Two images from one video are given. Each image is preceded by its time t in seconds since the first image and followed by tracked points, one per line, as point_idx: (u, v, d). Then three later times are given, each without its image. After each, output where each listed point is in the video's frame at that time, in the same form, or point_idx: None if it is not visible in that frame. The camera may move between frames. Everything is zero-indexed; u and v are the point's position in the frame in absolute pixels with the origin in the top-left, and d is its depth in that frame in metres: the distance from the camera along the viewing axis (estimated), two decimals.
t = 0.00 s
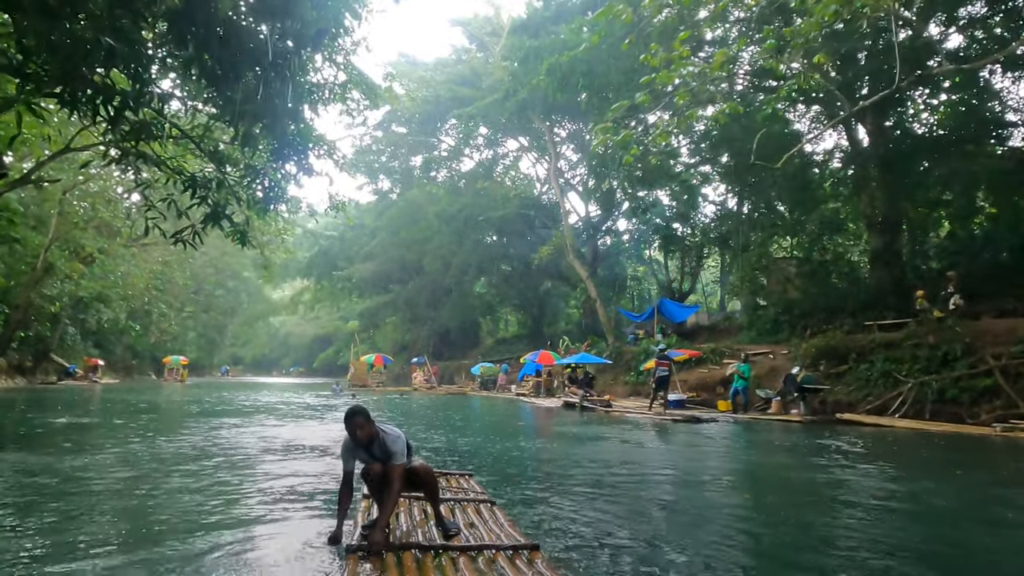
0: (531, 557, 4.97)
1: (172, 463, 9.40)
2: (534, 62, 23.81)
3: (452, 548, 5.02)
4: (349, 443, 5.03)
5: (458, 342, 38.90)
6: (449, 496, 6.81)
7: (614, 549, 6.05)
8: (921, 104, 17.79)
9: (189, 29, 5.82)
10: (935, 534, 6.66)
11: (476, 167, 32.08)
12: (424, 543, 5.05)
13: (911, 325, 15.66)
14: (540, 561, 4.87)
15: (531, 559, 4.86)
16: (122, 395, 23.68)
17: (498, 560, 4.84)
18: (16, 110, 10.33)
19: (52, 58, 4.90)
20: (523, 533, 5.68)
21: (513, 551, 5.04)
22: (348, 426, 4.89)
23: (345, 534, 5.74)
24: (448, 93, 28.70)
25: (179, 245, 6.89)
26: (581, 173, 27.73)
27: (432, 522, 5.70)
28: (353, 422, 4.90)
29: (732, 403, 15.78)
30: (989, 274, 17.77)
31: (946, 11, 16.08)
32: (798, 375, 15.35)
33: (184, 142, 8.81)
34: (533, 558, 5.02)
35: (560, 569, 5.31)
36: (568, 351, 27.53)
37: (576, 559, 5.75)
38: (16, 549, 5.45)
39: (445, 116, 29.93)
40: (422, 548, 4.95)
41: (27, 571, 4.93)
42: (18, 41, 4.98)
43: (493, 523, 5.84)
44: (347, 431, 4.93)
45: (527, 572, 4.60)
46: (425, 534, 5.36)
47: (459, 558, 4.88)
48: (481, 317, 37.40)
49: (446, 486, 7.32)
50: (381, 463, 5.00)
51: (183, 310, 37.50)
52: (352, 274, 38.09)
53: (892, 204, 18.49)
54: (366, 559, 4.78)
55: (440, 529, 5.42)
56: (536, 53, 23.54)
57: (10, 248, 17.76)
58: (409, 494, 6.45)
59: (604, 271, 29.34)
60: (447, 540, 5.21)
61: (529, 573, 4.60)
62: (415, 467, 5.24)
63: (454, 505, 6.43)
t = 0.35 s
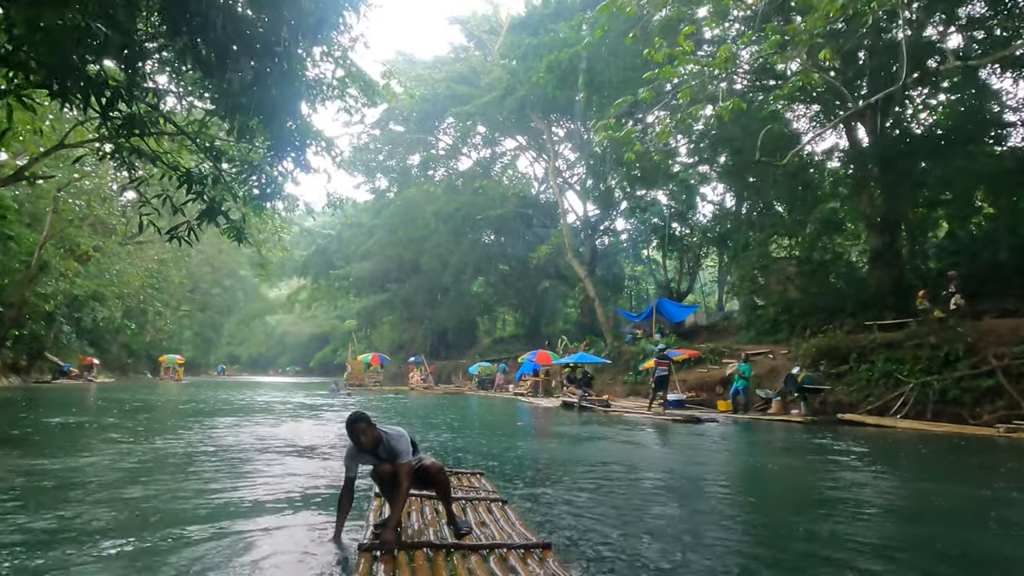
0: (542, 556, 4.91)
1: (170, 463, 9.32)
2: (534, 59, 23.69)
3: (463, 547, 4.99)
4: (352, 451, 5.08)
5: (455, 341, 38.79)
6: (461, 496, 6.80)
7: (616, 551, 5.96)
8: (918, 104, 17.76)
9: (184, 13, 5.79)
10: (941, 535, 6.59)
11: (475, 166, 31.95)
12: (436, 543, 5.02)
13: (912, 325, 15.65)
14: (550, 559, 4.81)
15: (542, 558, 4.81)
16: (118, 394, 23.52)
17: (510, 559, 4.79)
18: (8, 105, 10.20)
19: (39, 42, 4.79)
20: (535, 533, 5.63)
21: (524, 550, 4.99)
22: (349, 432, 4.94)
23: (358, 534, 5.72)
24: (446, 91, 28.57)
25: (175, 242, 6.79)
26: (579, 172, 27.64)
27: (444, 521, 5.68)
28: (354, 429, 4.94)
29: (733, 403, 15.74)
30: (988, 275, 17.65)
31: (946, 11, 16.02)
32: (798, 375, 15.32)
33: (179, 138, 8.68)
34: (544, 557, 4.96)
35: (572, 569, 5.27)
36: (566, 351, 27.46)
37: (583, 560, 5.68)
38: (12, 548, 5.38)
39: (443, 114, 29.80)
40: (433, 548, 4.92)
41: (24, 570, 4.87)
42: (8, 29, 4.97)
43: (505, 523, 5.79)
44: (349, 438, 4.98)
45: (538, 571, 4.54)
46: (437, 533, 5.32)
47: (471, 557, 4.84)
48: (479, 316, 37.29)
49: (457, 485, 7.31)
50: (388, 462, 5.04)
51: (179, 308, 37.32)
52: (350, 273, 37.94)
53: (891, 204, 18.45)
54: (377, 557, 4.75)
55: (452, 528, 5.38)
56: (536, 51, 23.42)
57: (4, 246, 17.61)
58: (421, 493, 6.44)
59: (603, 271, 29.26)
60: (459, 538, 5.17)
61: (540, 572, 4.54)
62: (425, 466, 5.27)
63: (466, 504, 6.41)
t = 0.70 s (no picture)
0: (555, 556, 4.85)
1: (162, 464, 9.21)
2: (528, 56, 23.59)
3: (475, 546, 4.94)
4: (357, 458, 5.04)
5: (448, 341, 38.66)
6: (472, 496, 6.77)
7: (616, 553, 5.86)
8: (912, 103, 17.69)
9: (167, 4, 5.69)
10: (945, 535, 6.52)
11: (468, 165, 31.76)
12: (448, 543, 4.97)
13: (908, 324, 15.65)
14: (563, 560, 4.75)
15: (554, 558, 4.75)
16: (107, 395, 23.26)
17: (522, 559, 4.74)
18: None
19: (18, 28, 4.67)
20: (546, 533, 5.58)
21: (536, 549, 4.93)
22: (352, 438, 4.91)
23: (369, 533, 5.66)
24: (438, 89, 28.41)
25: (164, 240, 6.66)
26: (572, 170, 27.55)
27: (455, 521, 5.63)
28: (358, 436, 4.91)
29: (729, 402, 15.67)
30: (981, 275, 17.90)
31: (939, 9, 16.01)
32: (794, 374, 15.29)
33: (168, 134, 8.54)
34: (557, 557, 4.90)
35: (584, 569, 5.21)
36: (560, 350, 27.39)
37: (586, 561, 5.61)
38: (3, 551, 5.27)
39: (436, 113, 29.68)
40: (445, 547, 4.87)
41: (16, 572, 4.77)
42: None
43: (517, 524, 5.74)
44: (353, 444, 4.94)
45: (550, 570, 4.48)
46: (448, 532, 5.27)
47: (483, 557, 4.78)
48: (472, 316, 37.18)
49: (470, 485, 7.28)
50: (396, 463, 5.01)
51: (169, 308, 37.01)
52: (342, 273, 37.74)
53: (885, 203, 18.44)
54: (388, 557, 4.70)
55: (463, 528, 5.32)
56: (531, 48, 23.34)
57: None
58: (432, 493, 6.40)
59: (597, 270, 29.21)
60: (470, 538, 5.12)
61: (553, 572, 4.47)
62: (434, 465, 5.24)
63: (477, 503, 6.38)
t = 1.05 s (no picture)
0: (562, 557, 4.82)
1: (149, 465, 9.09)
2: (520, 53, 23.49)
3: (482, 547, 4.92)
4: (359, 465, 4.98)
5: (439, 340, 38.55)
6: (481, 495, 6.75)
7: (612, 553, 5.80)
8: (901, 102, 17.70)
9: None
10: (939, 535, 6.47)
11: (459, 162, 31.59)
12: (456, 543, 4.97)
13: (900, 322, 15.67)
14: (572, 562, 4.73)
15: (562, 559, 4.72)
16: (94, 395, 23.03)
17: (529, 560, 4.71)
18: None
19: None
20: (554, 534, 5.55)
21: (543, 551, 4.90)
22: (354, 448, 4.84)
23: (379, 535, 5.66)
24: (429, 86, 28.30)
25: (147, 237, 6.54)
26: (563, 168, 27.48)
27: (463, 521, 5.62)
28: (358, 446, 4.84)
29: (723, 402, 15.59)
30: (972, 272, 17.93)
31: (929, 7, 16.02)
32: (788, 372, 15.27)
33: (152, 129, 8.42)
34: (566, 559, 4.88)
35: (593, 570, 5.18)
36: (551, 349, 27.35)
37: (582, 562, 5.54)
38: None
39: (427, 110, 29.56)
40: (453, 547, 4.87)
41: None
42: None
43: (528, 525, 5.71)
44: (355, 453, 4.87)
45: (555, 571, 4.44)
46: (456, 532, 5.27)
47: (489, 558, 4.78)
48: (463, 314, 37.05)
49: (479, 484, 7.27)
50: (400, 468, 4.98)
51: (157, 308, 36.74)
52: (332, 271, 37.56)
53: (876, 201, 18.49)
54: (395, 557, 4.71)
55: (471, 528, 5.32)
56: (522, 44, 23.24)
57: None
58: (441, 492, 6.39)
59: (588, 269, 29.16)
60: (478, 539, 5.11)
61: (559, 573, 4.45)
62: (440, 465, 5.20)
63: (485, 504, 6.36)
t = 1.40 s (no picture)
0: (572, 558, 4.72)
1: (132, 467, 8.90)
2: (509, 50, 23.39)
3: (491, 547, 4.84)
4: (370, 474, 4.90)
5: (427, 340, 38.36)
6: (488, 496, 6.65)
7: (609, 556, 5.68)
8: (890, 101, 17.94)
9: None
10: (935, 536, 6.39)
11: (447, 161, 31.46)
12: (464, 543, 4.88)
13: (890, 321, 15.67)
14: (580, 562, 4.64)
15: (571, 560, 4.62)
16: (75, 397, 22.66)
17: (538, 560, 4.62)
18: None
19: None
20: (563, 535, 5.45)
21: (552, 551, 4.81)
22: (366, 457, 4.76)
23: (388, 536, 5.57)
24: (417, 84, 28.17)
25: (125, 233, 6.37)
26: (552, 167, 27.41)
27: (472, 521, 5.53)
28: (369, 455, 4.76)
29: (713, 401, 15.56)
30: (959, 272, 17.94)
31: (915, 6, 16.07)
32: (778, 371, 15.23)
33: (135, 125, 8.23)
34: (573, 559, 4.79)
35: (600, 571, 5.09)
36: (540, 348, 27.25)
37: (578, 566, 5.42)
38: None
39: (415, 108, 29.45)
40: (462, 548, 4.79)
41: None
42: None
43: (536, 525, 5.63)
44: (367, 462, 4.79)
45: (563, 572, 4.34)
46: (464, 533, 5.18)
47: (497, 558, 4.68)
48: (451, 314, 36.86)
49: (489, 485, 7.17)
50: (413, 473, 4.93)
51: (140, 307, 36.34)
52: (318, 270, 37.31)
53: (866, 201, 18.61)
54: (403, 557, 4.65)
55: (480, 528, 5.23)
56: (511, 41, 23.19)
57: None
58: (452, 494, 6.30)
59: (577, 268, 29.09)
60: (486, 540, 5.02)
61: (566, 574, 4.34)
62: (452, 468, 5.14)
63: (495, 505, 6.27)
